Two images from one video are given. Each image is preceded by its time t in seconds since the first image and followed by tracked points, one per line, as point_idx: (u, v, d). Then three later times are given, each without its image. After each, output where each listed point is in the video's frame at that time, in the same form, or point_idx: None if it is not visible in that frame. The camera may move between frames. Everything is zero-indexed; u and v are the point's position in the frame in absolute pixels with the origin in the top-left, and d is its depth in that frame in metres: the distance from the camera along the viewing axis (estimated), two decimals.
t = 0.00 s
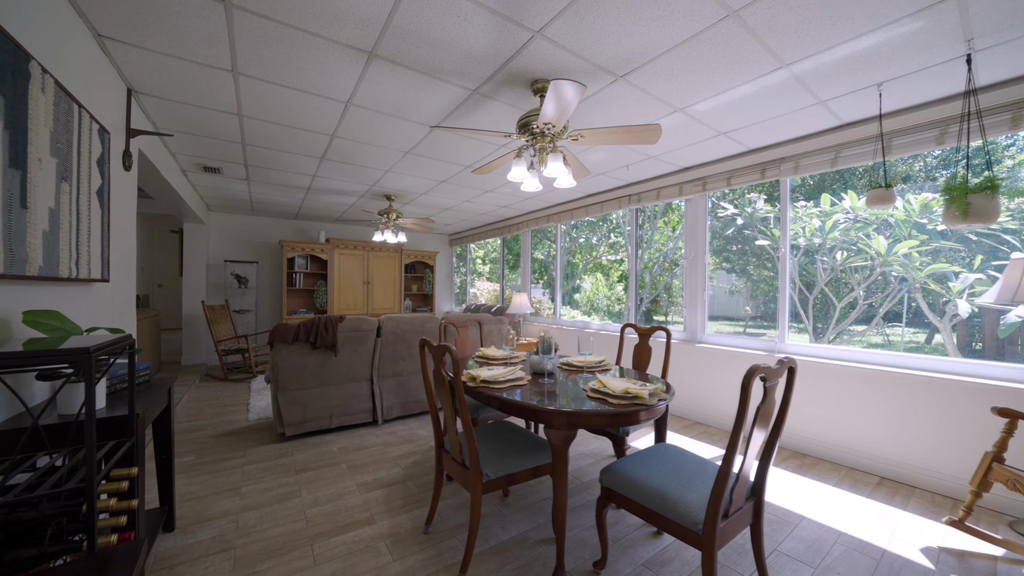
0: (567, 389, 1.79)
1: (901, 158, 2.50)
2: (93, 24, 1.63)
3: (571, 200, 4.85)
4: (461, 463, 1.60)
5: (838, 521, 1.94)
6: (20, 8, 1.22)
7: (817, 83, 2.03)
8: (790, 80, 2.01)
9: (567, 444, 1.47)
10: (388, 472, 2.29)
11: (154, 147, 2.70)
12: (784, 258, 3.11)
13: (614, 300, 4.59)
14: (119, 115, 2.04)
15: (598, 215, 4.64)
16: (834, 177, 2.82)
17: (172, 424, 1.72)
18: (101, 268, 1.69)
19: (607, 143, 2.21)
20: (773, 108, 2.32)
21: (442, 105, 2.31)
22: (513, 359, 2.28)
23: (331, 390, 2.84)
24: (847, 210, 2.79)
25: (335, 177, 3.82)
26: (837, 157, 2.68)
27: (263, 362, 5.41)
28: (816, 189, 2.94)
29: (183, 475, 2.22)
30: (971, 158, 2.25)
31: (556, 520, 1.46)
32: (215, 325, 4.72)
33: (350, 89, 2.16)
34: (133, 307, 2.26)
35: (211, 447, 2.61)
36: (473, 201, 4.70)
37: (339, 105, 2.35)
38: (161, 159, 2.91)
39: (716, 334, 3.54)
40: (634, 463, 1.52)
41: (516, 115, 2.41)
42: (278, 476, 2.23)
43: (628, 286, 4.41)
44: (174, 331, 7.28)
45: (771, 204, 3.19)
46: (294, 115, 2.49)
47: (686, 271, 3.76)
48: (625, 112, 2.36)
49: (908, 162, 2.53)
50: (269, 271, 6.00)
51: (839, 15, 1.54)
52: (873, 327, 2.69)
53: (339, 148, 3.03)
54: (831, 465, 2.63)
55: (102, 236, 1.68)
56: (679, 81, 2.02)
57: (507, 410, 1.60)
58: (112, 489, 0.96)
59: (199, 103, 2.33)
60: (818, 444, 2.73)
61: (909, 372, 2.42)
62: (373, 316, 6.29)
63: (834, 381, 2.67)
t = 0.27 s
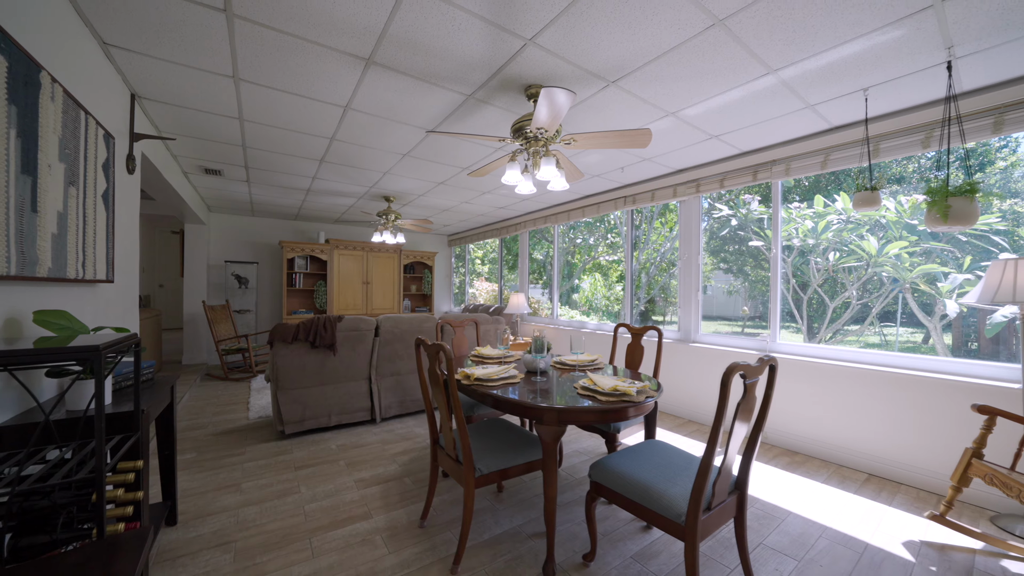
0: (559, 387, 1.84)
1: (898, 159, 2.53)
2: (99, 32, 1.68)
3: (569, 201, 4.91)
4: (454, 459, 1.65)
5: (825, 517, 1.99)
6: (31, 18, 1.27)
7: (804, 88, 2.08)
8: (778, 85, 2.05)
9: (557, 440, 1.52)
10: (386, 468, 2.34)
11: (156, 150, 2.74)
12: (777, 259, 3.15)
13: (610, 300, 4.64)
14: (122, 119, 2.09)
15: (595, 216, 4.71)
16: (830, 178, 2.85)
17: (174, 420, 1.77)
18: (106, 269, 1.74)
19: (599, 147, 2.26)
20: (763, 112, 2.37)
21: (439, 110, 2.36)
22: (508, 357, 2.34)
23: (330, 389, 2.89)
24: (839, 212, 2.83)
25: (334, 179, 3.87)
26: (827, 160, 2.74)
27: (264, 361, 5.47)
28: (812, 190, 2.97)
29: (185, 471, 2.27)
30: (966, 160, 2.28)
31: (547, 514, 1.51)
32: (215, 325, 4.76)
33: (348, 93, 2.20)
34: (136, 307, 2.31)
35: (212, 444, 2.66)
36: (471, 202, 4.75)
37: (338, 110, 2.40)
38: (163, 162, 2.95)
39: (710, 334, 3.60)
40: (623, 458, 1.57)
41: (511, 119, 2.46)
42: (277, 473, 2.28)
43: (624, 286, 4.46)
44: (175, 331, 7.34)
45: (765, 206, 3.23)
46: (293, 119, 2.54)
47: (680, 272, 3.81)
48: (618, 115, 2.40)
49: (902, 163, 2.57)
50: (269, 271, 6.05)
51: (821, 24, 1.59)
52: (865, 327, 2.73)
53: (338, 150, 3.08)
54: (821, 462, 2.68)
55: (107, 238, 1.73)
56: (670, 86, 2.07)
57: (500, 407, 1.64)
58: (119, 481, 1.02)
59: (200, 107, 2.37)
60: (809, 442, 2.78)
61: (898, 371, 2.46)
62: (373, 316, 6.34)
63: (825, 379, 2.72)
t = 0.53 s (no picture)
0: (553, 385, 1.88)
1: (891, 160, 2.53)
2: (103, 40, 1.72)
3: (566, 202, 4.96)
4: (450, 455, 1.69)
5: (813, 512, 2.04)
6: (42, 28, 1.32)
7: (792, 92, 2.12)
8: (766, 90, 2.10)
9: (548, 436, 1.57)
10: (384, 465, 2.39)
11: (159, 153, 2.79)
12: (770, 260, 3.20)
13: (607, 301, 4.69)
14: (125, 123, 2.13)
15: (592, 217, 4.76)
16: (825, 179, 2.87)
17: (176, 418, 1.81)
18: (111, 270, 1.78)
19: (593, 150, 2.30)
20: (754, 116, 2.41)
21: (436, 114, 2.41)
22: (503, 357, 2.38)
23: (330, 387, 2.94)
24: (832, 213, 2.87)
25: (334, 181, 3.92)
26: (817, 162, 2.79)
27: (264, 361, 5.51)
28: (807, 191, 3.00)
29: (187, 468, 2.31)
30: (959, 160, 2.32)
31: (539, 507, 1.56)
32: (216, 325, 4.80)
33: (346, 97, 2.24)
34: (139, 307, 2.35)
35: (214, 442, 2.71)
36: (469, 203, 4.79)
37: (337, 113, 2.45)
38: (165, 164, 3.00)
39: (704, 333, 3.65)
40: (613, 454, 1.61)
41: (506, 122, 2.50)
42: (277, 470, 2.32)
43: (620, 286, 4.51)
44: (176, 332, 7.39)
45: (760, 206, 3.26)
46: (293, 122, 2.58)
47: (675, 273, 3.86)
48: (611, 119, 2.44)
49: (896, 164, 2.56)
50: (269, 271, 6.09)
51: (806, 31, 1.63)
52: (859, 326, 2.76)
53: (337, 153, 3.13)
54: (812, 460, 2.72)
55: (111, 240, 1.78)
56: (661, 91, 2.11)
57: (494, 404, 1.69)
58: (127, 472, 1.07)
59: (201, 110, 2.40)
60: (800, 439, 2.83)
61: (888, 369, 2.51)
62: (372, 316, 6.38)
63: (817, 378, 2.76)
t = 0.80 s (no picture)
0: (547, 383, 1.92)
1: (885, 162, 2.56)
2: (109, 46, 1.76)
3: (563, 202, 5.01)
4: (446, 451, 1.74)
5: (801, 507, 2.09)
6: (53, 38, 1.37)
7: (782, 96, 2.16)
8: (756, 94, 2.14)
9: (541, 432, 1.62)
10: (383, 462, 2.43)
11: (161, 155, 2.84)
12: (763, 260, 3.24)
13: (604, 301, 4.74)
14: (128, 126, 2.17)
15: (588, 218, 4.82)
16: (820, 179, 2.90)
17: (180, 415, 1.86)
18: (116, 270, 1.83)
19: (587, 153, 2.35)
20: (745, 119, 2.46)
21: (433, 117, 2.45)
22: (500, 356, 2.42)
23: (329, 386, 2.98)
24: (826, 214, 2.90)
25: (333, 182, 3.97)
26: (808, 164, 2.84)
27: (264, 361, 5.56)
28: (802, 193, 3.03)
29: (189, 465, 2.36)
30: (954, 160, 2.34)
31: (532, 501, 1.60)
32: (217, 325, 4.85)
33: (345, 101, 2.28)
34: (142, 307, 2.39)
35: (215, 440, 2.75)
36: (467, 204, 4.83)
37: (336, 117, 2.49)
38: (167, 166, 3.04)
39: (699, 333, 3.69)
40: (605, 449, 1.66)
41: (502, 125, 2.54)
42: (278, 466, 2.37)
43: (617, 286, 4.57)
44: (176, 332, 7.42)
45: (754, 207, 3.30)
46: (293, 125, 2.63)
47: (671, 273, 3.90)
48: (605, 121, 2.48)
49: (891, 165, 2.58)
50: (269, 271, 6.14)
51: (792, 39, 1.68)
52: (853, 326, 2.79)
53: (336, 155, 3.17)
54: (804, 457, 2.77)
55: (116, 242, 1.82)
56: (654, 95, 2.16)
57: (489, 401, 1.73)
58: (135, 465, 1.11)
59: (203, 114, 2.45)
60: (792, 437, 2.88)
61: (878, 368, 2.55)
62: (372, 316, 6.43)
63: (809, 377, 2.80)
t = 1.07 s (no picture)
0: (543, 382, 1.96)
1: (880, 163, 2.58)
2: (114, 53, 1.80)
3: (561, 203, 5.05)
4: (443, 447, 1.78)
5: (792, 503, 2.13)
6: (60, 45, 1.41)
7: (773, 100, 2.20)
8: (748, 98, 2.19)
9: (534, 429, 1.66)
10: (381, 460, 2.47)
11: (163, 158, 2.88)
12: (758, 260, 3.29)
13: (601, 301, 4.79)
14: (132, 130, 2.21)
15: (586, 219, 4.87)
16: (816, 181, 2.93)
17: (183, 413, 1.90)
18: (120, 271, 1.87)
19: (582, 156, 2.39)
20: (737, 122, 2.50)
21: (431, 121, 2.49)
22: (497, 355, 2.46)
23: (328, 385, 3.02)
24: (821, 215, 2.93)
25: (333, 184, 4.01)
26: (800, 166, 2.89)
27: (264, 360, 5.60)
28: (798, 193, 3.06)
29: (191, 462, 2.40)
30: (949, 162, 2.37)
31: (527, 496, 1.64)
32: (218, 325, 4.89)
33: (344, 105, 2.32)
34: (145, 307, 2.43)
35: (216, 438, 2.80)
36: (466, 205, 4.87)
37: (336, 120, 2.53)
38: (169, 168, 3.08)
39: (695, 332, 3.73)
40: (598, 446, 1.70)
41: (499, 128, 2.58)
42: (279, 464, 2.41)
43: (614, 286, 4.61)
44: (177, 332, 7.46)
45: (750, 208, 3.33)
46: (294, 128, 2.67)
47: (667, 273, 3.95)
48: (601, 124, 2.52)
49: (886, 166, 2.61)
50: (269, 272, 6.18)
51: (780, 45, 1.72)
52: (847, 325, 2.82)
53: (336, 157, 3.21)
54: (797, 455, 2.81)
55: (121, 244, 1.87)
56: (647, 99, 2.19)
57: (485, 399, 1.77)
58: (142, 459, 1.15)
59: (205, 117, 2.49)
60: (785, 435, 2.92)
61: (871, 367, 2.59)
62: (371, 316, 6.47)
63: (803, 377, 2.84)
